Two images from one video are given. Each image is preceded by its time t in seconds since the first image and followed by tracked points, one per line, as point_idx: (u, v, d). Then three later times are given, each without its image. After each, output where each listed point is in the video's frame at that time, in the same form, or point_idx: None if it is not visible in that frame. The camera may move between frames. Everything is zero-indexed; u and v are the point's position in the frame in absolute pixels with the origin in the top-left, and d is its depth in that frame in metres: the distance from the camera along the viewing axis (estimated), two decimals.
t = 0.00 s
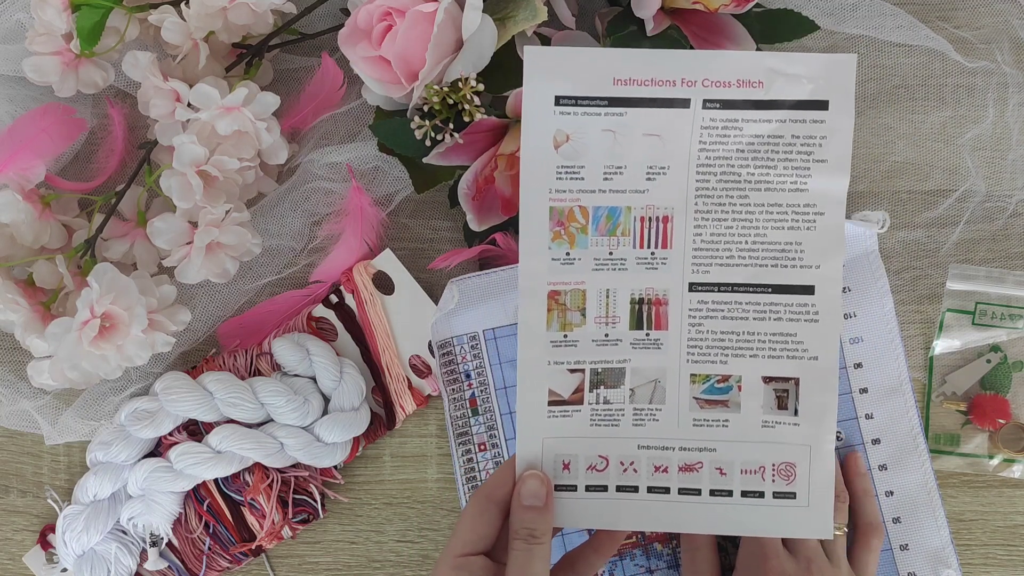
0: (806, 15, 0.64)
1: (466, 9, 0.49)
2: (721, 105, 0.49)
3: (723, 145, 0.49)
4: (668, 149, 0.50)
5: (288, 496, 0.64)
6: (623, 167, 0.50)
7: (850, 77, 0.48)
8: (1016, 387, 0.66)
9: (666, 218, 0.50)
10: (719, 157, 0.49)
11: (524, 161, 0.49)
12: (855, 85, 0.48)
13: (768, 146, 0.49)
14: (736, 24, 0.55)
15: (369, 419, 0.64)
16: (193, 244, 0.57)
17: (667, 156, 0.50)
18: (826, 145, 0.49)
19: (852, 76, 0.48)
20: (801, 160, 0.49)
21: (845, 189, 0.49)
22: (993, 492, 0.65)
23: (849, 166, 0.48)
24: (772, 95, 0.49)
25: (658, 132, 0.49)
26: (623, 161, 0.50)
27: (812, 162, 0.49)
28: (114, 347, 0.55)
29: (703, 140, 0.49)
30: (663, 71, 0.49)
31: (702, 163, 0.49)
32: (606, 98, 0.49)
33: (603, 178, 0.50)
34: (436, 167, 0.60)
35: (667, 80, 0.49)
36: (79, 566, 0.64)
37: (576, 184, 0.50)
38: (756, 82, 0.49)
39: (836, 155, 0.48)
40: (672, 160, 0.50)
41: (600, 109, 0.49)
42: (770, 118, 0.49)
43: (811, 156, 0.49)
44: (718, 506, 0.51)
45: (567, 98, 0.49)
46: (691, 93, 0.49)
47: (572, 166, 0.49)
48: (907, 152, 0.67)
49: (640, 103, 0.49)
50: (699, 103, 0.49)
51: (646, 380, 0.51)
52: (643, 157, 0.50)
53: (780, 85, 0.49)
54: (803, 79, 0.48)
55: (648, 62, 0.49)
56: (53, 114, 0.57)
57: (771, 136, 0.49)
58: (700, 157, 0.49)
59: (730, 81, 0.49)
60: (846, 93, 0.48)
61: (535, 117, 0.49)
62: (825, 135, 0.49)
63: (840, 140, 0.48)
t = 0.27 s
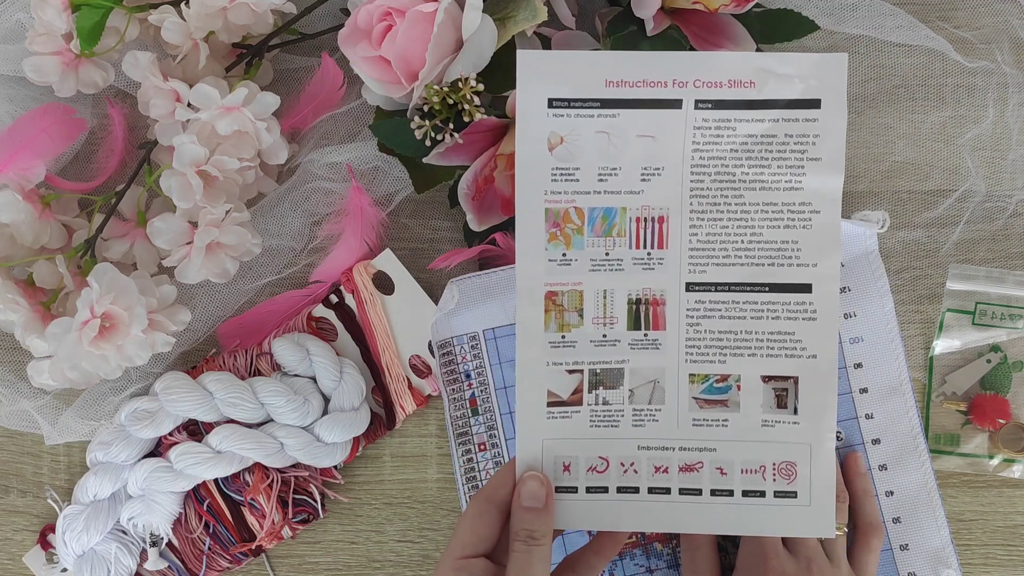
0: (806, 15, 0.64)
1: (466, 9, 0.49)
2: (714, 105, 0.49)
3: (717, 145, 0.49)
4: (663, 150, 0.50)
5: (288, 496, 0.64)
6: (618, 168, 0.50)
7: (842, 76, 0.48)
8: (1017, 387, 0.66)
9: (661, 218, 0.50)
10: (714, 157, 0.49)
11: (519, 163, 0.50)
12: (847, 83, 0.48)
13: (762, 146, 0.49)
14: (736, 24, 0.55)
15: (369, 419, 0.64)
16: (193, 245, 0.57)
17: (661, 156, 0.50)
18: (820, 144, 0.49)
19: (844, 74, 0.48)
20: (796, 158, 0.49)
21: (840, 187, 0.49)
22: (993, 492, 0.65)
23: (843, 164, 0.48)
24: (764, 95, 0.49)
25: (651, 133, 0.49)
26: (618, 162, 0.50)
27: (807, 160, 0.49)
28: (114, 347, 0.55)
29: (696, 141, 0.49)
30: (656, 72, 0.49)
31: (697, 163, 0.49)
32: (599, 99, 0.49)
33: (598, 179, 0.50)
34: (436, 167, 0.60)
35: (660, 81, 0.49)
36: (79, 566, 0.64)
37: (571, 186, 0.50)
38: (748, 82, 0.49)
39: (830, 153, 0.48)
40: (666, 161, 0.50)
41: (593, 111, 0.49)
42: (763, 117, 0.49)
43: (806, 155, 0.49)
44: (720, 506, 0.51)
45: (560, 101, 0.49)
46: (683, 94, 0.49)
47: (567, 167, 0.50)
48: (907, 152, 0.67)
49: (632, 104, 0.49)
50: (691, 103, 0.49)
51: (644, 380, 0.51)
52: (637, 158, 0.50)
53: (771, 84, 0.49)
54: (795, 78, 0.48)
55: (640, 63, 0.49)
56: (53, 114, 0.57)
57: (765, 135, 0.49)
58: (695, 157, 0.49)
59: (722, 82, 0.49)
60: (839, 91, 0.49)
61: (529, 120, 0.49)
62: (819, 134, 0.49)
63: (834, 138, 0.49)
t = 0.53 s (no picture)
0: (806, 15, 0.64)
1: (466, 9, 0.49)
2: (707, 102, 0.49)
3: (711, 142, 0.49)
4: (656, 148, 0.49)
5: (288, 496, 0.64)
6: (612, 166, 0.50)
7: (835, 72, 0.48)
8: (1016, 387, 0.66)
9: (656, 216, 0.50)
10: (708, 154, 0.49)
11: (513, 162, 0.49)
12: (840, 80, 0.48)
13: (755, 143, 0.49)
14: (736, 24, 0.55)
15: (369, 419, 0.64)
16: (193, 244, 0.57)
17: (655, 154, 0.49)
18: (813, 140, 0.49)
19: (836, 71, 0.48)
20: (789, 155, 0.49)
21: (833, 183, 0.49)
22: (992, 492, 0.65)
23: (837, 160, 0.48)
24: (757, 92, 0.49)
25: (645, 131, 0.49)
26: (612, 160, 0.50)
27: (800, 157, 0.49)
28: (114, 347, 0.55)
29: (690, 138, 0.49)
30: (649, 70, 0.49)
31: (691, 161, 0.49)
32: (592, 98, 0.49)
33: (592, 177, 0.50)
34: (436, 167, 0.60)
35: (653, 79, 0.49)
36: (79, 566, 0.64)
37: (566, 184, 0.50)
38: (741, 79, 0.49)
39: (823, 150, 0.49)
40: (660, 158, 0.49)
41: (587, 109, 0.49)
42: (756, 114, 0.49)
43: (799, 151, 0.49)
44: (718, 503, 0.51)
45: (554, 99, 0.49)
46: (677, 92, 0.49)
47: (561, 166, 0.49)
48: (907, 152, 0.67)
49: (626, 103, 0.49)
50: (684, 101, 0.49)
51: (640, 378, 0.51)
52: (631, 156, 0.50)
53: (764, 81, 0.49)
54: (788, 75, 0.48)
55: (633, 61, 0.49)
56: (53, 114, 0.57)
57: (758, 132, 0.49)
58: (689, 155, 0.49)
59: (715, 79, 0.49)
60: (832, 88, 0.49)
61: (523, 119, 0.49)
62: (812, 130, 0.49)
63: (827, 134, 0.49)
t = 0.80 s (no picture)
0: (806, 15, 0.64)
1: (466, 9, 0.49)
2: (712, 103, 0.49)
3: (716, 142, 0.49)
4: (662, 148, 0.49)
5: (288, 496, 0.64)
6: (617, 166, 0.50)
7: (841, 72, 0.48)
8: (1017, 387, 0.66)
9: (661, 216, 0.50)
10: (712, 155, 0.49)
11: (518, 163, 0.49)
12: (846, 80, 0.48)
13: (760, 143, 0.49)
14: (736, 23, 0.55)
15: (369, 420, 0.64)
16: (193, 244, 0.57)
17: (660, 154, 0.49)
18: (819, 141, 0.49)
19: (842, 71, 0.48)
20: (795, 156, 0.49)
21: (839, 183, 0.49)
22: (992, 492, 0.65)
23: (842, 161, 0.48)
24: (763, 93, 0.49)
25: (651, 131, 0.49)
26: (618, 160, 0.50)
27: (805, 157, 0.49)
28: (114, 347, 0.55)
29: (696, 139, 0.49)
30: (654, 70, 0.49)
31: (696, 161, 0.49)
32: (598, 98, 0.49)
33: (598, 178, 0.50)
34: (436, 167, 0.60)
35: (659, 79, 0.49)
36: (79, 566, 0.64)
37: (571, 184, 0.50)
38: (747, 80, 0.49)
39: (829, 150, 0.48)
40: (665, 158, 0.49)
41: (593, 109, 0.49)
42: (761, 115, 0.49)
43: (804, 152, 0.49)
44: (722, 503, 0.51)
45: (560, 99, 0.49)
46: (683, 92, 0.49)
47: (566, 166, 0.49)
48: (907, 152, 0.67)
49: (632, 103, 0.49)
50: (690, 101, 0.49)
51: (645, 379, 0.51)
52: (637, 157, 0.50)
53: (771, 82, 0.49)
54: (793, 76, 0.48)
55: (639, 61, 0.49)
56: (53, 114, 0.57)
57: (763, 132, 0.49)
58: (693, 155, 0.49)
59: (721, 79, 0.49)
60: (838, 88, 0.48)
61: (528, 119, 0.49)
62: (817, 131, 0.48)
63: (833, 135, 0.48)
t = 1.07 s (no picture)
0: (806, 15, 0.64)
1: (466, 9, 0.49)
2: (713, 102, 0.49)
3: (717, 141, 0.49)
4: (663, 147, 0.49)
5: (288, 496, 0.64)
6: (619, 166, 0.49)
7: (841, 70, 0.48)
8: (1016, 388, 0.66)
9: (662, 216, 0.50)
10: (714, 154, 0.49)
11: (520, 163, 0.49)
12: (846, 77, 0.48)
13: (761, 142, 0.49)
14: (736, 23, 0.55)
15: (369, 420, 0.64)
16: (193, 244, 0.57)
17: (662, 153, 0.49)
18: (820, 139, 0.49)
19: (842, 69, 0.48)
20: (796, 154, 0.49)
21: (841, 181, 0.49)
22: (992, 492, 0.65)
23: (843, 159, 0.48)
24: (763, 91, 0.49)
25: (652, 131, 0.49)
26: (619, 160, 0.49)
27: (806, 156, 0.49)
28: (114, 347, 0.55)
29: (697, 138, 0.49)
30: (654, 69, 0.49)
31: (697, 161, 0.49)
32: (599, 97, 0.49)
33: (599, 177, 0.49)
34: (436, 167, 0.60)
35: (659, 79, 0.49)
36: (79, 566, 0.64)
37: (573, 184, 0.49)
38: (747, 79, 0.49)
39: (830, 148, 0.48)
40: (667, 158, 0.49)
41: (593, 109, 0.49)
42: (762, 113, 0.49)
43: (805, 150, 0.49)
44: (727, 502, 0.51)
45: (560, 99, 0.49)
46: (683, 91, 0.49)
47: (568, 166, 0.49)
48: (907, 152, 0.67)
49: (632, 102, 0.49)
50: (691, 100, 0.49)
51: (648, 378, 0.51)
52: (638, 156, 0.49)
53: (770, 80, 0.49)
54: (793, 74, 0.48)
55: (639, 60, 0.49)
56: (53, 114, 0.57)
57: (764, 131, 0.49)
58: (695, 154, 0.49)
59: (721, 78, 0.49)
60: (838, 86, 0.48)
61: (528, 119, 0.49)
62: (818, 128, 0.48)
63: (833, 132, 0.48)
